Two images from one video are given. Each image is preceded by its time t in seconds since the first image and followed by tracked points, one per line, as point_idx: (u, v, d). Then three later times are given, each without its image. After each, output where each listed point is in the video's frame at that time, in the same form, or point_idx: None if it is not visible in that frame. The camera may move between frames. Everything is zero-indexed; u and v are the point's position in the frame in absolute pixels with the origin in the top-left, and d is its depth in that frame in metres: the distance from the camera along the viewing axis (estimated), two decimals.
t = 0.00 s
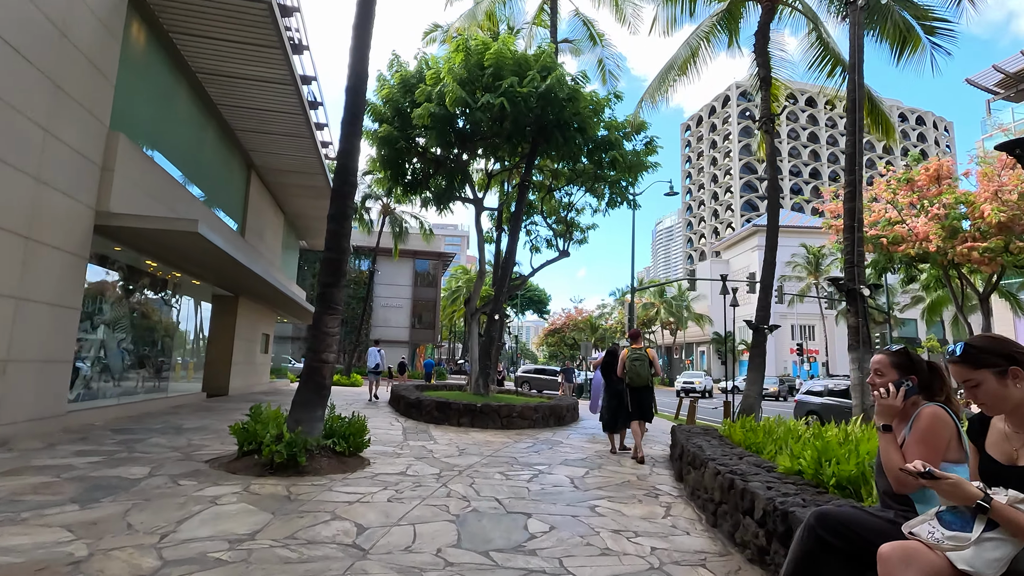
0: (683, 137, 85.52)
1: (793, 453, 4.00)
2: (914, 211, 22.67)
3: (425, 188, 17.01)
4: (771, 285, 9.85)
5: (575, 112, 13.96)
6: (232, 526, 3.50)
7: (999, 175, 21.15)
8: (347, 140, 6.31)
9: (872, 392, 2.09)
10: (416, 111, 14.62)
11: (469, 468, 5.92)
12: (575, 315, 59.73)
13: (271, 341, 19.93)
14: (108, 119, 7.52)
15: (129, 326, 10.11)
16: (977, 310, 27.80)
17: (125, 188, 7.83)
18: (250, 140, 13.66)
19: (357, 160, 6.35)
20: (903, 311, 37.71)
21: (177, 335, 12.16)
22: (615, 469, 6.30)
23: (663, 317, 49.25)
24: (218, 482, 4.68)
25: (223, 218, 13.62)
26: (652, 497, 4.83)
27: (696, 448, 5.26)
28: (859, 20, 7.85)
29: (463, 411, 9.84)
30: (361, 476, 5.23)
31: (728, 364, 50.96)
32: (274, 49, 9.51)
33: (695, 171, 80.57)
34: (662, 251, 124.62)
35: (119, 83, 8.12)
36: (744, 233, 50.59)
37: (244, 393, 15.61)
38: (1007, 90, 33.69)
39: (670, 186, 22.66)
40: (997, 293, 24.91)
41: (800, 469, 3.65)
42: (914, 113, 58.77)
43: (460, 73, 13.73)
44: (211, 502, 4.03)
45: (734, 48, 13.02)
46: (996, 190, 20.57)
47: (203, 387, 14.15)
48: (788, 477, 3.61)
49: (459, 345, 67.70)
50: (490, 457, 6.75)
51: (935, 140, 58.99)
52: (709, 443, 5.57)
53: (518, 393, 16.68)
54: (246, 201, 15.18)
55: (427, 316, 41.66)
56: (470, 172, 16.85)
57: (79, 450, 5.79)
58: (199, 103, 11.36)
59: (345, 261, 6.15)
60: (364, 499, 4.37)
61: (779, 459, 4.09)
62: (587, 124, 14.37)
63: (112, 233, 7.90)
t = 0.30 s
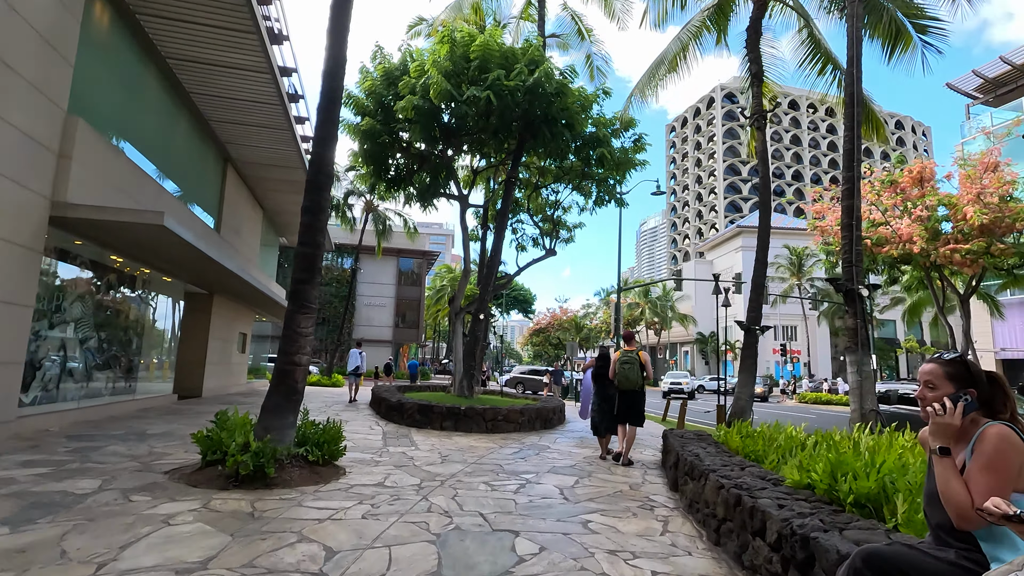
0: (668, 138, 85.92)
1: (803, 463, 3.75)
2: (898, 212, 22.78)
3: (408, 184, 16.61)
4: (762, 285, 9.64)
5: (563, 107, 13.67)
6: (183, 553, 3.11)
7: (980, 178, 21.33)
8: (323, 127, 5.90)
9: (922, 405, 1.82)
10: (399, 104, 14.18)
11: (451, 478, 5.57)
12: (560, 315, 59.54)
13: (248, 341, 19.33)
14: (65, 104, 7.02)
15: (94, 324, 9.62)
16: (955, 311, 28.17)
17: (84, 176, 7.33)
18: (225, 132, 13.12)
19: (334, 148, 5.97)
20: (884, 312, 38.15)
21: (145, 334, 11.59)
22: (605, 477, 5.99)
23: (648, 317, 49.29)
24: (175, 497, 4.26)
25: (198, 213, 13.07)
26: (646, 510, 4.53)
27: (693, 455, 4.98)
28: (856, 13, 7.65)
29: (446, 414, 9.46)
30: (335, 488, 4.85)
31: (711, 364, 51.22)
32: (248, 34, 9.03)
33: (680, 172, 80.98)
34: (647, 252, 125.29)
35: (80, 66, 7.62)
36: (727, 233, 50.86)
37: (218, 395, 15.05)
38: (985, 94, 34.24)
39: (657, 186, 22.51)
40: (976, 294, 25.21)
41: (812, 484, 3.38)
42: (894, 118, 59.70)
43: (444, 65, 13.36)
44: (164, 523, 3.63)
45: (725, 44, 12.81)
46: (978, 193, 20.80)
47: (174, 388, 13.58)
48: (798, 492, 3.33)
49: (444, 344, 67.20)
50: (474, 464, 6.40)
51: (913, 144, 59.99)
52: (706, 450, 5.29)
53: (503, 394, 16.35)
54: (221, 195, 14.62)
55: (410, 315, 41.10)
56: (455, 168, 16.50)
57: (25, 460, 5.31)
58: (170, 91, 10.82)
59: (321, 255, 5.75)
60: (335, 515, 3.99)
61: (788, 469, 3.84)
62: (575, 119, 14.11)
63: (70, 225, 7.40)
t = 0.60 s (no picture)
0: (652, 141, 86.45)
1: (810, 469, 3.44)
2: (880, 214, 22.90)
3: (388, 179, 16.18)
4: (751, 284, 9.40)
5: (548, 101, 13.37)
6: None
7: (960, 181, 21.53)
8: (290, 106, 5.45)
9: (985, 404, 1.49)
10: (380, 95, 13.72)
11: (426, 485, 5.17)
12: (544, 316, 59.33)
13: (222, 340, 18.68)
14: (10, 79, 6.47)
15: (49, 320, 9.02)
16: (934, 313, 28.53)
17: (31, 159, 6.78)
18: (195, 120, 12.53)
19: (302, 128, 5.53)
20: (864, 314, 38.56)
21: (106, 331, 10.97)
22: (591, 482, 5.65)
23: (631, 319, 49.28)
24: (113, 509, 3.80)
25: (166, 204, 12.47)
26: (636, 520, 4.20)
27: (686, 460, 4.66)
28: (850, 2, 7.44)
29: (425, 416, 9.05)
30: (297, 497, 4.43)
31: (694, 366, 51.41)
32: (216, 13, 8.51)
33: (664, 175, 81.50)
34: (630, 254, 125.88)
35: (29, 41, 7.08)
36: (710, 235, 51.11)
37: (187, 396, 14.41)
38: (962, 101, 34.83)
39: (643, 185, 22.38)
40: (954, 297, 25.53)
41: (823, 493, 3.06)
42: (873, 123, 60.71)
43: (426, 55, 12.96)
44: (91, 540, 3.17)
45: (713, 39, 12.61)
46: (959, 196, 20.97)
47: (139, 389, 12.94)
48: (807, 501, 3.02)
49: (427, 345, 66.59)
50: (452, 469, 6.00)
51: (891, 149, 61.07)
52: (698, 454, 4.98)
53: (485, 395, 15.98)
54: (192, 187, 13.99)
55: (392, 315, 40.49)
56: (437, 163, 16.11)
57: None
58: (133, 73, 10.23)
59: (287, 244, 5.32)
60: (292, 529, 3.57)
61: (792, 476, 3.53)
62: (560, 114, 13.81)
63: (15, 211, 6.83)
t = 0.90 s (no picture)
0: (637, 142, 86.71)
1: (816, 480, 3.18)
2: (864, 215, 22.99)
3: (370, 174, 15.76)
4: (739, 282, 9.19)
5: (534, 95, 13.10)
6: None
7: (942, 183, 21.71)
8: (256, 86, 5.05)
9: None
10: (360, 86, 13.27)
11: (400, 493, 4.82)
12: (529, 316, 59.09)
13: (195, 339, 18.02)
14: None
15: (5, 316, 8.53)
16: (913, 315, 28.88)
17: None
18: (164, 107, 11.98)
19: (270, 110, 5.12)
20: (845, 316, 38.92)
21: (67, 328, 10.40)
22: (576, 489, 5.34)
23: (616, 319, 49.26)
24: (44, 526, 3.40)
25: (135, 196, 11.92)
26: (625, 533, 3.90)
27: (678, 466, 4.38)
28: None
29: (403, 417, 8.68)
30: (258, 509, 4.06)
31: (678, 366, 51.56)
32: None
33: (649, 176, 81.76)
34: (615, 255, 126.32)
35: None
36: (695, 236, 51.28)
37: (157, 396, 13.83)
38: (942, 105, 35.30)
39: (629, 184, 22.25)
40: (934, 298, 25.81)
41: (833, 508, 2.77)
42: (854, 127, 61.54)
43: (409, 45, 12.58)
44: (6, 566, 2.78)
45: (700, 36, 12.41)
46: (941, 199, 21.11)
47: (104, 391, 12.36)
48: (816, 517, 2.75)
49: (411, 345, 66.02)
50: (429, 475, 5.65)
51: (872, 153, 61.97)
52: (690, 460, 4.70)
53: (468, 396, 15.67)
54: (163, 178, 13.42)
55: (375, 314, 39.91)
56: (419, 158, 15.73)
57: None
58: (97, 56, 9.68)
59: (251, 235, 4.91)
60: (244, 549, 3.20)
61: (796, 488, 3.26)
62: (546, 108, 13.55)
63: None
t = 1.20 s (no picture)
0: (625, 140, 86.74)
1: (841, 490, 2.85)
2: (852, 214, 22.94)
3: (353, 166, 15.29)
4: (735, 277, 8.91)
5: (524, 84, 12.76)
6: None
7: (930, 182, 21.72)
8: (221, 55, 4.60)
9: None
10: (343, 73, 12.78)
11: (378, 501, 4.43)
12: (516, 314, 58.70)
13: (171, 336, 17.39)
14: None
15: None
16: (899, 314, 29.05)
17: None
18: (135, 91, 11.41)
19: (238, 83, 4.69)
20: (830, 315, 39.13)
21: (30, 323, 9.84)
22: (568, 496, 4.98)
23: (603, 318, 49.11)
24: None
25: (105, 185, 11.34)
26: (624, 546, 3.55)
27: (681, 472, 4.03)
28: None
29: (386, 418, 8.27)
30: (218, 522, 3.65)
31: (664, 364, 51.53)
32: None
33: (636, 174, 81.87)
34: (602, 254, 126.55)
35: None
36: (682, 235, 51.31)
37: (128, 395, 13.24)
38: (927, 106, 35.55)
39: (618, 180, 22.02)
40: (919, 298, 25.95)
41: (866, 523, 2.44)
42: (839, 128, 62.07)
43: (394, 31, 12.12)
44: None
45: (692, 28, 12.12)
46: (928, 198, 21.10)
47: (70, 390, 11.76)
48: (848, 533, 2.41)
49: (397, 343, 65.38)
50: (410, 481, 5.26)
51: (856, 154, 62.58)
52: (694, 464, 4.36)
53: (454, 395, 15.28)
54: (135, 166, 12.82)
55: (360, 312, 39.30)
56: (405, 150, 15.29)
57: None
58: (60, 33, 9.11)
59: (215, 220, 4.48)
60: (194, 571, 2.79)
61: (819, 500, 2.93)
62: (535, 99, 13.20)
63: None
